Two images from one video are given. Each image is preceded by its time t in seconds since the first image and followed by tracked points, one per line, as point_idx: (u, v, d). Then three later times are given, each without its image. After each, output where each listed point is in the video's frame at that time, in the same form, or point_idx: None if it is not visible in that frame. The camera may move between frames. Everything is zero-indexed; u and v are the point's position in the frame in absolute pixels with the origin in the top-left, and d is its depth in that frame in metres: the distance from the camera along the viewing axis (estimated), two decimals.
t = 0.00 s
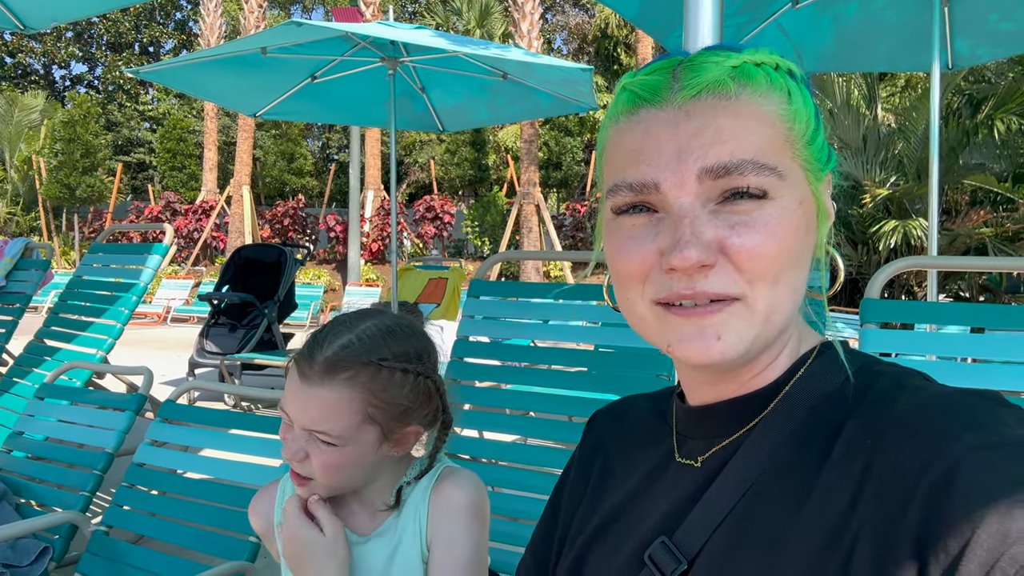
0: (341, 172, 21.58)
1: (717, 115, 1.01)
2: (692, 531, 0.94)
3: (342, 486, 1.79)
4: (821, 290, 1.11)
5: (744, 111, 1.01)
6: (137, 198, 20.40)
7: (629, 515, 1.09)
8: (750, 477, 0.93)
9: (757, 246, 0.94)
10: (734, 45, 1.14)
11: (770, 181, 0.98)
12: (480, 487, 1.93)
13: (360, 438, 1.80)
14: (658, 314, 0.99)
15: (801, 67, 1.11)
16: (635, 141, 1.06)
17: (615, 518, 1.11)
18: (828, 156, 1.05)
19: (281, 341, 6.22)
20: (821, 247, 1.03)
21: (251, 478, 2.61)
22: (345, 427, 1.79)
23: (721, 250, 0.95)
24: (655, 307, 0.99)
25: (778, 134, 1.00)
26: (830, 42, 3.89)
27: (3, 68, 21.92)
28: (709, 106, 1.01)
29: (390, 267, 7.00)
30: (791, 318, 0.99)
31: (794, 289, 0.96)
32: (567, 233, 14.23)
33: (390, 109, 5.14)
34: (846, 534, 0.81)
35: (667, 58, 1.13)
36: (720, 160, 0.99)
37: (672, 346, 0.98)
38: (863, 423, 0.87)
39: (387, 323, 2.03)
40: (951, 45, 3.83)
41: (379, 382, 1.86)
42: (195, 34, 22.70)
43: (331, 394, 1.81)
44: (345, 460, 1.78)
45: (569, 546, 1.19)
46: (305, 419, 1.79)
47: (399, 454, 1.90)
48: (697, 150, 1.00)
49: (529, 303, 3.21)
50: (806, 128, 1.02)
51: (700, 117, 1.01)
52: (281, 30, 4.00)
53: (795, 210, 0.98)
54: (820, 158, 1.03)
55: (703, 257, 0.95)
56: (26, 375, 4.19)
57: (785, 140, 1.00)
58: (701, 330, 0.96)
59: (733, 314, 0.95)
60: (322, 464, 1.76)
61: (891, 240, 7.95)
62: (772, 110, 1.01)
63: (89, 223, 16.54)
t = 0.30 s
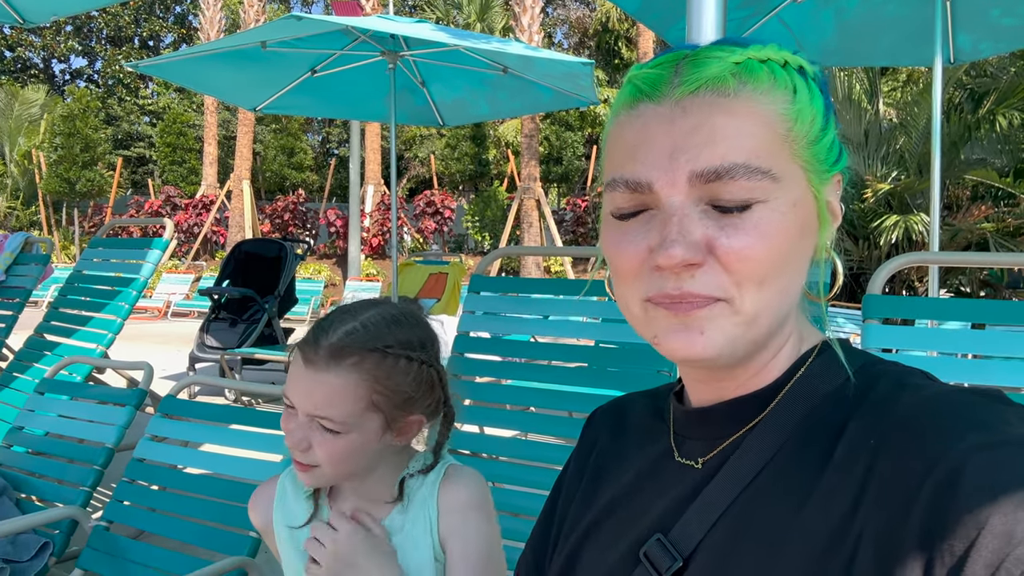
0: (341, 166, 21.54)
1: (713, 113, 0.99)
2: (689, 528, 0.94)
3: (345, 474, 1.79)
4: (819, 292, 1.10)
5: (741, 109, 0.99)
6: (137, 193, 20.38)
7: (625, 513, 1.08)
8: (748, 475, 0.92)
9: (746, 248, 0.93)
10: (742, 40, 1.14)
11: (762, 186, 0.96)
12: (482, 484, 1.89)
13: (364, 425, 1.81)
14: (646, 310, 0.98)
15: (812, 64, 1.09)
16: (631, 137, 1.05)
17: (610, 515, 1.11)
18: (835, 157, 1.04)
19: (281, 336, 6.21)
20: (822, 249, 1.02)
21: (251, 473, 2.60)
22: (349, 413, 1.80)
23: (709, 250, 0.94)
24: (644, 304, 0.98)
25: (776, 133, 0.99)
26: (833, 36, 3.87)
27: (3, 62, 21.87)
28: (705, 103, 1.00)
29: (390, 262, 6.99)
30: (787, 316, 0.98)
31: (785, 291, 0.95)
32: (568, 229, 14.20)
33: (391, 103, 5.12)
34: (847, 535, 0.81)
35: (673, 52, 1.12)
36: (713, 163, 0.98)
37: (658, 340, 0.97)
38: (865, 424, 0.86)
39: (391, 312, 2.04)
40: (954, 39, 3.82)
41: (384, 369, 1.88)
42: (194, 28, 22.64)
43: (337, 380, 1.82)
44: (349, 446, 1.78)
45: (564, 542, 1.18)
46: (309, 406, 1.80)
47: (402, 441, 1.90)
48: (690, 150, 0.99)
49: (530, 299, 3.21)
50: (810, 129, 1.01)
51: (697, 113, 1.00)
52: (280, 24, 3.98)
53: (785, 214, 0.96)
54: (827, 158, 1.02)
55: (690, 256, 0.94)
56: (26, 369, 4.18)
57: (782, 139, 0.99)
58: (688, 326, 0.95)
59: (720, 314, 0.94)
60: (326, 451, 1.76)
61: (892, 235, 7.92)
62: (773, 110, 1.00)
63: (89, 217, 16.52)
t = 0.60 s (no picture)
0: (341, 161, 21.51)
1: (686, 128, 0.98)
2: (687, 532, 0.94)
3: (415, 427, 1.98)
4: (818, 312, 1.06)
5: (716, 126, 0.97)
6: (137, 188, 20.35)
7: (625, 515, 1.08)
8: (747, 480, 0.92)
9: (707, 260, 0.94)
10: (759, 50, 1.08)
11: (732, 202, 0.95)
12: (502, 479, 1.95)
13: (418, 369, 2.03)
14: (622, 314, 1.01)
15: (822, 74, 1.04)
16: (619, 146, 1.06)
17: (609, 519, 1.11)
18: (838, 172, 0.99)
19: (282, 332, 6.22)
20: (809, 268, 0.97)
21: (250, 472, 2.60)
22: (406, 364, 1.99)
23: (673, 260, 0.96)
24: (622, 306, 1.01)
25: (753, 150, 0.96)
26: (833, 32, 3.86)
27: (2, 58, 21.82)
28: (683, 118, 0.99)
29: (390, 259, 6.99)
30: (774, 325, 0.98)
31: (755, 308, 0.94)
32: (568, 224, 14.19)
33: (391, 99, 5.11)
34: (849, 542, 0.81)
35: (679, 59, 1.10)
36: (682, 177, 0.98)
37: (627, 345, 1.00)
38: (867, 432, 0.86)
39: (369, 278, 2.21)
40: (955, 35, 3.80)
41: (411, 317, 2.09)
42: (194, 23, 22.58)
43: (383, 341, 1.98)
44: (416, 394, 2.00)
45: (563, 546, 1.19)
46: (373, 376, 1.94)
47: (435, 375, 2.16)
48: (662, 166, 0.99)
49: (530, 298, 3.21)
50: (800, 146, 0.97)
51: (673, 128, 0.99)
52: (279, 20, 3.98)
53: (755, 236, 0.94)
54: (823, 175, 0.98)
55: (651, 266, 0.97)
56: (27, 367, 4.19)
57: (761, 157, 0.96)
58: (652, 341, 0.97)
59: (684, 324, 0.96)
60: (404, 406, 1.95)
61: (893, 231, 7.90)
62: (752, 127, 0.97)
63: (89, 213, 16.52)
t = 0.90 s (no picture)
0: (340, 158, 21.50)
1: (718, 122, 0.97)
2: (691, 541, 0.93)
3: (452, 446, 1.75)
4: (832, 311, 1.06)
5: (748, 121, 0.96)
6: (136, 185, 20.33)
7: (629, 523, 1.07)
8: (753, 489, 0.91)
9: (738, 257, 0.92)
10: (768, 51, 1.10)
11: (766, 197, 0.94)
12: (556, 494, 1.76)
13: (452, 389, 1.77)
14: (646, 319, 0.97)
15: (835, 78, 1.05)
16: (634, 146, 1.05)
17: (614, 527, 1.10)
18: (854, 173, 1.00)
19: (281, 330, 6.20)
20: (830, 267, 0.98)
21: (249, 473, 2.59)
22: (435, 384, 1.75)
23: (706, 258, 0.93)
24: (645, 315, 0.97)
25: (784, 146, 0.96)
26: (835, 28, 3.84)
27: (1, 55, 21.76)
28: (714, 111, 0.98)
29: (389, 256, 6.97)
30: (793, 330, 0.96)
31: (779, 310, 0.92)
32: (568, 221, 14.19)
33: (389, 96, 5.10)
34: (860, 552, 0.79)
35: (690, 58, 1.09)
36: (715, 174, 0.96)
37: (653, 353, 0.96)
38: (875, 439, 0.85)
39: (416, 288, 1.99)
40: (956, 31, 3.78)
41: (446, 331, 1.84)
42: (192, 20, 22.52)
43: (408, 358, 1.76)
44: (453, 415, 1.76)
45: (567, 554, 1.17)
46: (394, 397, 1.73)
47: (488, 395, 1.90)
48: (692, 161, 0.98)
49: (530, 297, 3.21)
50: (824, 143, 0.98)
51: (703, 122, 0.98)
52: (277, 17, 3.96)
53: (785, 230, 0.93)
54: (842, 175, 0.98)
55: (686, 264, 0.93)
56: (26, 366, 4.18)
57: (791, 153, 0.96)
58: (678, 340, 0.94)
59: (713, 329, 0.92)
60: (434, 428, 1.73)
61: (894, 228, 7.89)
62: (784, 123, 0.96)
63: (88, 210, 16.48)
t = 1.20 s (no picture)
0: (340, 157, 21.51)
1: (735, 109, 1.00)
2: (686, 533, 0.94)
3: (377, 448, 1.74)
4: (825, 294, 1.12)
5: (763, 107, 0.99)
6: (136, 185, 20.35)
7: (624, 514, 1.08)
8: (747, 481, 0.92)
9: (770, 241, 0.93)
10: (755, 43, 1.14)
11: (791, 179, 0.97)
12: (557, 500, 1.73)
13: (379, 394, 1.73)
14: (665, 311, 0.99)
15: (821, 70, 1.10)
16: (639, 140, 1.06)
17: (610, 519, 1.11)
18: (840, 163, 1.05)
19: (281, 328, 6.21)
20: (830, 249, 1.03)
21: (249, 470, 2.60)
22: (365, 381, 1.74)
23: (736, 244, 0.94)
24: (664, 305, 0.99)
25: (796, 131, 1.00)
26: (834, 27, 3.85)
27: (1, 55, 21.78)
28: (730, 99, 1.00)
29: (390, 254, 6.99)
30: (799, 319, 0.99)
31: (804, 291, 0.95)
32: (568, 219, 14.20)
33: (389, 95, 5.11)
34: (851, 540, 0.80)
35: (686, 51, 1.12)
36: (742, 155, 0.98)
37: (683, 343, 0.97)
38: (867, 429, 0.86)
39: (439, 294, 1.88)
40: (955, 29, 3.80)
41: (397, 339, 1.76)
42: (192, 19, 22.52)
43: (357, 348, 1.79)
44: (379, 421, 1.73)
45: (564, 547, 1.18)
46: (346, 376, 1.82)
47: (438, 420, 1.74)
48: (714, 146, 0.99)
49: (529, 294, 3.21)
50: (823, 129, 1.02)
51: (722, 109, 1.00)
52: (276, 16, 3.96)
53: (810, 210, 0.97)
54: (834, 164, 1.03)
55: (719, 250, 0.94)
56: (27, 364, 4.19)
57: (802, 138, 1.00)
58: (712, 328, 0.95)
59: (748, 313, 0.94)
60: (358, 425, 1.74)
61: (893, 226, 7.89)
62: (793, 109, 1.00)
63: (89, 210, 16.48)
